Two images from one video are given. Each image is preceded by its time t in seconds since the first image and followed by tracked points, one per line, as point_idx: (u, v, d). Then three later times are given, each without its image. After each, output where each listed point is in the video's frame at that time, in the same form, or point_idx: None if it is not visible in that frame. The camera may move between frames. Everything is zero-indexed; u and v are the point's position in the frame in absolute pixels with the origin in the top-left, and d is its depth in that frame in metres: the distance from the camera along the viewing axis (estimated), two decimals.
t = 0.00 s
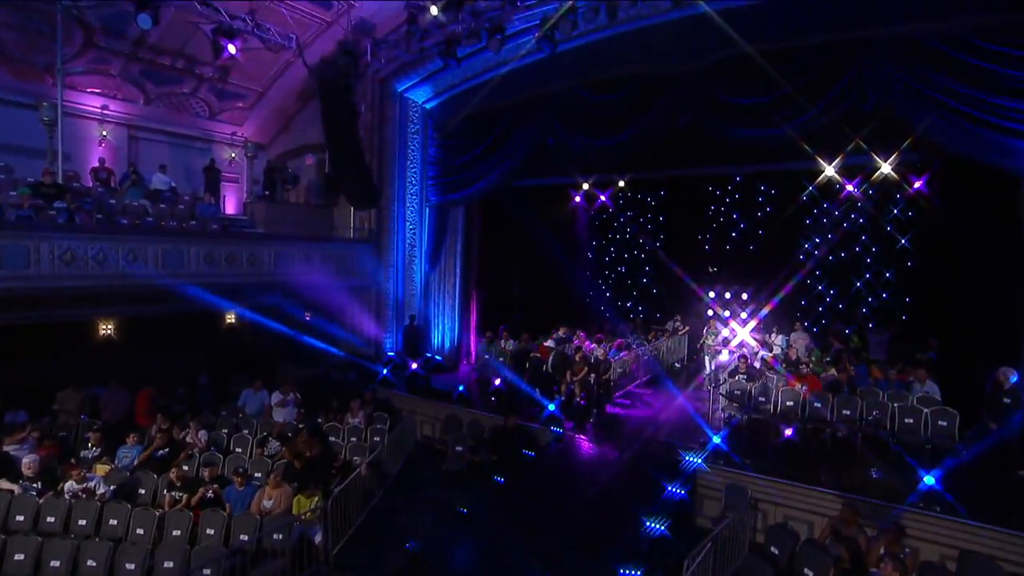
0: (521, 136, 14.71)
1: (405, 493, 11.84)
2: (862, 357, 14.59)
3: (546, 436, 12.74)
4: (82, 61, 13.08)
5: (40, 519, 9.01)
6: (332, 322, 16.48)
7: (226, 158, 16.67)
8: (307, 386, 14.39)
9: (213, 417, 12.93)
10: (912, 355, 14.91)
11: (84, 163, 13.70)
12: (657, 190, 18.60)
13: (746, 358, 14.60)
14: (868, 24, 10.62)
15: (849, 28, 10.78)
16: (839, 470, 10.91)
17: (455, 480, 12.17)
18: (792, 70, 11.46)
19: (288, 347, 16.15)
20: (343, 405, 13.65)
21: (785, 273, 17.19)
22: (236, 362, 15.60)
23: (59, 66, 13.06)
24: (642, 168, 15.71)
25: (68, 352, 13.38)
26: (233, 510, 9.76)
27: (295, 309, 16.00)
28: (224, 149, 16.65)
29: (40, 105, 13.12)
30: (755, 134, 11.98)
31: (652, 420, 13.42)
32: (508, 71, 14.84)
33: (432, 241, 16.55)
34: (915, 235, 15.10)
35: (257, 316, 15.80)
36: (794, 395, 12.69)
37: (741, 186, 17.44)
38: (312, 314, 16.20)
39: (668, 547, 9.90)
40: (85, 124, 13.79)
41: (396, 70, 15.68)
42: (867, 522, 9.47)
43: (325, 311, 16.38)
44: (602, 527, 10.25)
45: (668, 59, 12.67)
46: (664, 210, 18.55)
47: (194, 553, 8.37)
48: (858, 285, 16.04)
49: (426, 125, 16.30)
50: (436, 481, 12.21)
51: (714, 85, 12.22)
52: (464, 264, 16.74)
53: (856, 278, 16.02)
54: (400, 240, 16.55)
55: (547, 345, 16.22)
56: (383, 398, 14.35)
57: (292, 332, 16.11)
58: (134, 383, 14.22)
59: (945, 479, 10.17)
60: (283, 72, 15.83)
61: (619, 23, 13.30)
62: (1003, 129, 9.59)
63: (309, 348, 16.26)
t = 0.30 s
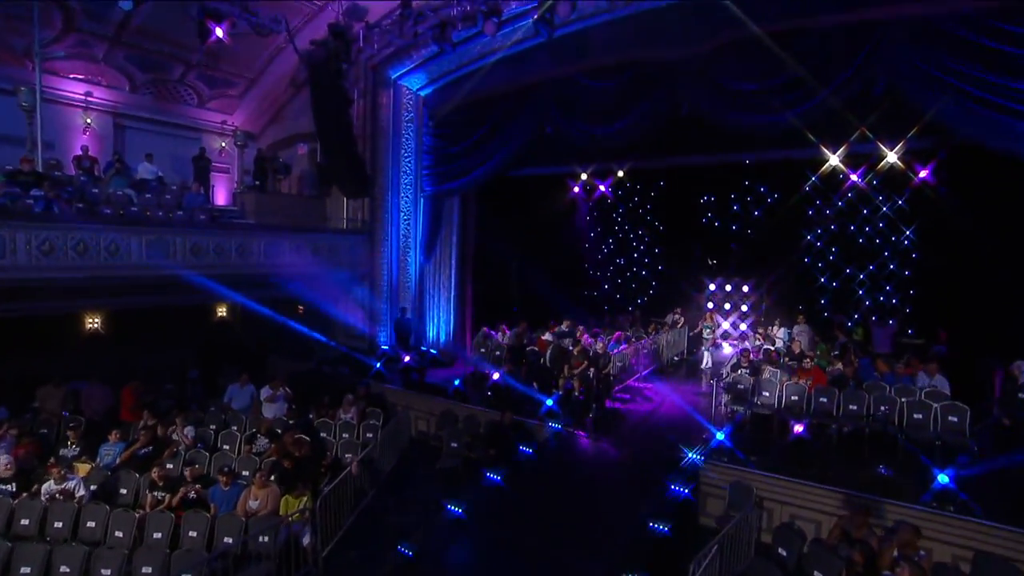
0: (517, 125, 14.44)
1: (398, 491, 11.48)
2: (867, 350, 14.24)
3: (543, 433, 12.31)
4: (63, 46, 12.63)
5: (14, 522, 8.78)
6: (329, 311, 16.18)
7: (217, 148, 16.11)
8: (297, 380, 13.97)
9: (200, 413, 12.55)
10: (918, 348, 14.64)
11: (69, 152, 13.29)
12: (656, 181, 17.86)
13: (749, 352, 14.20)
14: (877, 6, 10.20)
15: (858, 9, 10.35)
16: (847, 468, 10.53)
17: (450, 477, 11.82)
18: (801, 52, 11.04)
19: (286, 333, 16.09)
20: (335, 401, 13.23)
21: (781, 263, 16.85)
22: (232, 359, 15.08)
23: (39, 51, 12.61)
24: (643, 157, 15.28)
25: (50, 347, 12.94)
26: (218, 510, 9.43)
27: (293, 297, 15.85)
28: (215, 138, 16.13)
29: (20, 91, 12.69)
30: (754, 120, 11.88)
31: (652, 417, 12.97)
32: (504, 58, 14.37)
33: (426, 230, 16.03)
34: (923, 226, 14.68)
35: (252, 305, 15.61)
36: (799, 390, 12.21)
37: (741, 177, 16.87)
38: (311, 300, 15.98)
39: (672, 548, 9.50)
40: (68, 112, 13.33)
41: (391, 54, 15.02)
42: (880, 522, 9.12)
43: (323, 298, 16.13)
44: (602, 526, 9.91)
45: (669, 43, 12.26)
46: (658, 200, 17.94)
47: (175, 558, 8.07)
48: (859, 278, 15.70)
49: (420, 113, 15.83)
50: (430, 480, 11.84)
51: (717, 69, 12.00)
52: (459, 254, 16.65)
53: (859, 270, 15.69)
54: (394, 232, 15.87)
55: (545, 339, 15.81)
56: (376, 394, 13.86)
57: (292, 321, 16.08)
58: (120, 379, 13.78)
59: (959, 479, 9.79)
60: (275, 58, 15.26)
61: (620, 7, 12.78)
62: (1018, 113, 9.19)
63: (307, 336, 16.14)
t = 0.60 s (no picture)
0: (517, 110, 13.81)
1: (391, 494, 10.95)
2: (880, 345, 13.71)
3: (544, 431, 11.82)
4: (40, 27, 12.02)
5: None
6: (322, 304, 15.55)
7: (205, 137, 15.36)
8: (286, 377, 13.39)
9: (185, 412, 11.99)
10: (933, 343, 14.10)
11: (48, 138, 12.70)
12: (661, 171, 17.06)
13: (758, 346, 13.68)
14: None
15: None
16: (865, 469, 9.99)
17: (446, 479, 11.30)
18: (817, 32, 10.48)
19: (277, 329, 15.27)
20: (326, 399, 12.66)
21: (787, 249, 16.34)
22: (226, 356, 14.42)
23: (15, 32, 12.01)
24: (647, 145, 14.71)
25: (26, 344, 12.32)
26: (199, 516, 8.88)
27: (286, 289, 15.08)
28: (202, 126, 15.39)
29: None
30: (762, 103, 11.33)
31: (658, 415, 12.46)
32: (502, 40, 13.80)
33: (422, 220, 15.49)
34: (937, 215, 14.15)
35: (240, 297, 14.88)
36: (814, 387, 11.61)
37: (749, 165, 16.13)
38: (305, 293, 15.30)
39: (680, 555, 8.98)
40: (47, 98, 12.71)
41: (384, 36, 14.55)
42: (902, 527, 8.67)
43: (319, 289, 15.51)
44: (606, 533, 9.37)
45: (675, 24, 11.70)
46: (661, 190, 17.27)
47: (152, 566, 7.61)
48: (871, 271, 15.16)
49: (415, 99, 15.28)
50: (425, 483, 11.29)
51: (724, 51, 11.43)
52: (455, 247, 16.11)
53: (871, 262, 15.14)
54: (388, 224, 15.26)
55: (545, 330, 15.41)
56: (369, 391, 13.32)
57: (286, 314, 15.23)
58: (102, 377, 13.16)
59: (987, 483, 9.26)
60: (264, 42, 14.59)
61: None
62: None
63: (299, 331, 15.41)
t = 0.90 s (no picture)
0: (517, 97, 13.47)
1: (383, 499, 10.41)
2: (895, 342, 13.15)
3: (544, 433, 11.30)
4: (15, 9, 11.38)
5: None
6: (310, 305, 14.94)
7: (192, 127, 14.86)
8: (276, 376, 12.81)
9: (166, 412, 11.41)
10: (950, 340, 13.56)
11: (26, 126, 12.11)
12: (658, 166, 16.77)
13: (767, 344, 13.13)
14: None
15: None
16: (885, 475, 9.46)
17: (441, 485, 10.75)
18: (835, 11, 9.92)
19: (262, 332, 14.55)
20: (316, 399, 12.08)
21: (796, 242, 15.76)
22: (204, 351, 13.56)
23: None
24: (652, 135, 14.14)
25: None
26: (176, 525, 8.30)
27: (269, 292, 14.56)
28: (189, 116, 14.88)
29: None
30: (775, 88, 10.77)
31: (664, 415, 11.88)
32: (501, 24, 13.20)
33: (417, 212, 14.96)
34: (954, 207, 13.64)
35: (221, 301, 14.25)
36: (828, 387, 11.08)
37: (757, 156, 15.60)
38: (293, 292, 14.75)
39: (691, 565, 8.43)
40: (24, 84, 12.15)
41: (378, 21, 13.89)
42: (930, 537, 8.26)
43: (306, 290, 14.93)
44: (612, 540, 8.81)
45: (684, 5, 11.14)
46: (668, 180, 16.75)
47: None
48: (884, 266, 14.59)
49: (410, 86, 14.74)
50: (419, 488, 10.74)
51: (735, 34, 10.87)
52: (452, 240, 15.47)
53: (885, 257, 14.59)
54: (383, 216, 14.71)
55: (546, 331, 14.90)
56: (362, 390, 12.74)
57: (273, 316, 14.71)
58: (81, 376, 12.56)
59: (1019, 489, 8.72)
60: (251, 29, 13.82)
61: None
62: None
63: (286, 332, 14.71)
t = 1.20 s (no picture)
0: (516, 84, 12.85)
1: (373, 506, 9.84)
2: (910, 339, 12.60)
3: (544, 435, 10.75)
4: None
5: None
6: (297, 307, 14.34)
7: (176, 117, 14.02)
8: (262, 377, 12.23)
9: (145, 415, 10.81)
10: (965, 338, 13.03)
11: None
12: (668, 156, 16.07)
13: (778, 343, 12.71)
14: None
15: None
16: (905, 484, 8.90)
17: (435, 491, 10.18)
18: None
19: (250, 332, 13.96)
20: (302, 399, 11.52)
21: (804, 236, 15.21)
22: (191, 353, 13.17)
23: None
24: (655, 125, 13.55)
25: None
26: (148, 536, 7.71)
27: (254, 292, 13.91)
28: (173, 107, 14.08)
29: None
30: (786, 71, 10.18)
31: (672, 415, 11.46)
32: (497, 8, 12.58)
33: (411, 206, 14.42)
34: (969, 200, 13.06)
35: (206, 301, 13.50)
36: (842, 387, 10.61)
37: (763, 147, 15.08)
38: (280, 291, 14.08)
39: None
40: None
41: (366, 6, 13.07)
42: (956, 548, 7.69)
43: (292, 290, 14.29)
44: (615, 552, 8.23)
45: None
46: (672, 174, 16.12)
47: None
48: (896, 262, 14.04)
49: (403, 74, 14.10)
50: (411, 494, 10.18)
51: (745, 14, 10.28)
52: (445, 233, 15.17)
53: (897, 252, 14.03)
54: (376, 209, 14.05)
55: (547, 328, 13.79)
56: (352, 390, 12.16)
57: (260, 317, 14.05)
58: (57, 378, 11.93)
59: None
60: (239, 14, 13.16)
61: None
62: None
63: (275, 333, 14.14)
